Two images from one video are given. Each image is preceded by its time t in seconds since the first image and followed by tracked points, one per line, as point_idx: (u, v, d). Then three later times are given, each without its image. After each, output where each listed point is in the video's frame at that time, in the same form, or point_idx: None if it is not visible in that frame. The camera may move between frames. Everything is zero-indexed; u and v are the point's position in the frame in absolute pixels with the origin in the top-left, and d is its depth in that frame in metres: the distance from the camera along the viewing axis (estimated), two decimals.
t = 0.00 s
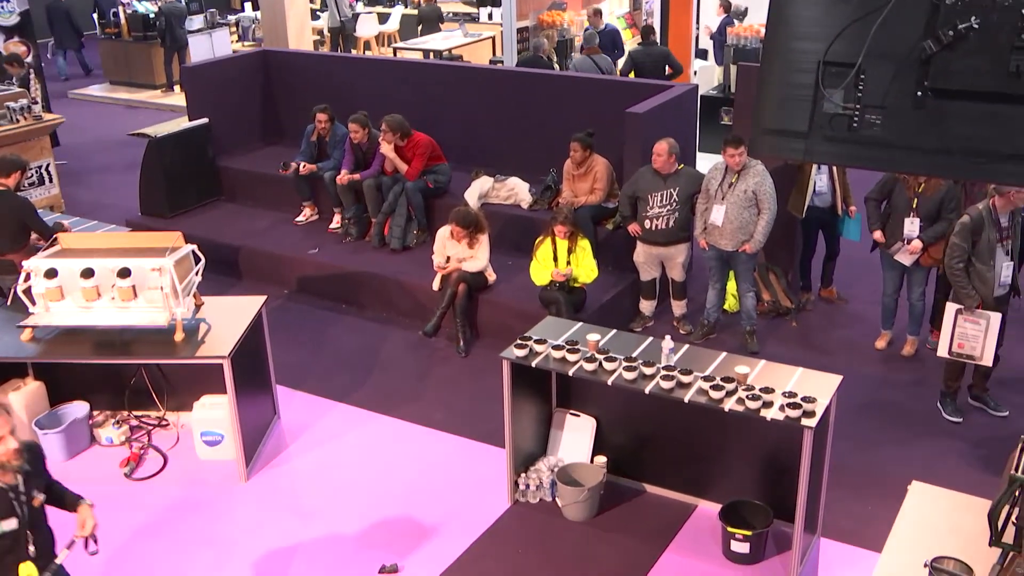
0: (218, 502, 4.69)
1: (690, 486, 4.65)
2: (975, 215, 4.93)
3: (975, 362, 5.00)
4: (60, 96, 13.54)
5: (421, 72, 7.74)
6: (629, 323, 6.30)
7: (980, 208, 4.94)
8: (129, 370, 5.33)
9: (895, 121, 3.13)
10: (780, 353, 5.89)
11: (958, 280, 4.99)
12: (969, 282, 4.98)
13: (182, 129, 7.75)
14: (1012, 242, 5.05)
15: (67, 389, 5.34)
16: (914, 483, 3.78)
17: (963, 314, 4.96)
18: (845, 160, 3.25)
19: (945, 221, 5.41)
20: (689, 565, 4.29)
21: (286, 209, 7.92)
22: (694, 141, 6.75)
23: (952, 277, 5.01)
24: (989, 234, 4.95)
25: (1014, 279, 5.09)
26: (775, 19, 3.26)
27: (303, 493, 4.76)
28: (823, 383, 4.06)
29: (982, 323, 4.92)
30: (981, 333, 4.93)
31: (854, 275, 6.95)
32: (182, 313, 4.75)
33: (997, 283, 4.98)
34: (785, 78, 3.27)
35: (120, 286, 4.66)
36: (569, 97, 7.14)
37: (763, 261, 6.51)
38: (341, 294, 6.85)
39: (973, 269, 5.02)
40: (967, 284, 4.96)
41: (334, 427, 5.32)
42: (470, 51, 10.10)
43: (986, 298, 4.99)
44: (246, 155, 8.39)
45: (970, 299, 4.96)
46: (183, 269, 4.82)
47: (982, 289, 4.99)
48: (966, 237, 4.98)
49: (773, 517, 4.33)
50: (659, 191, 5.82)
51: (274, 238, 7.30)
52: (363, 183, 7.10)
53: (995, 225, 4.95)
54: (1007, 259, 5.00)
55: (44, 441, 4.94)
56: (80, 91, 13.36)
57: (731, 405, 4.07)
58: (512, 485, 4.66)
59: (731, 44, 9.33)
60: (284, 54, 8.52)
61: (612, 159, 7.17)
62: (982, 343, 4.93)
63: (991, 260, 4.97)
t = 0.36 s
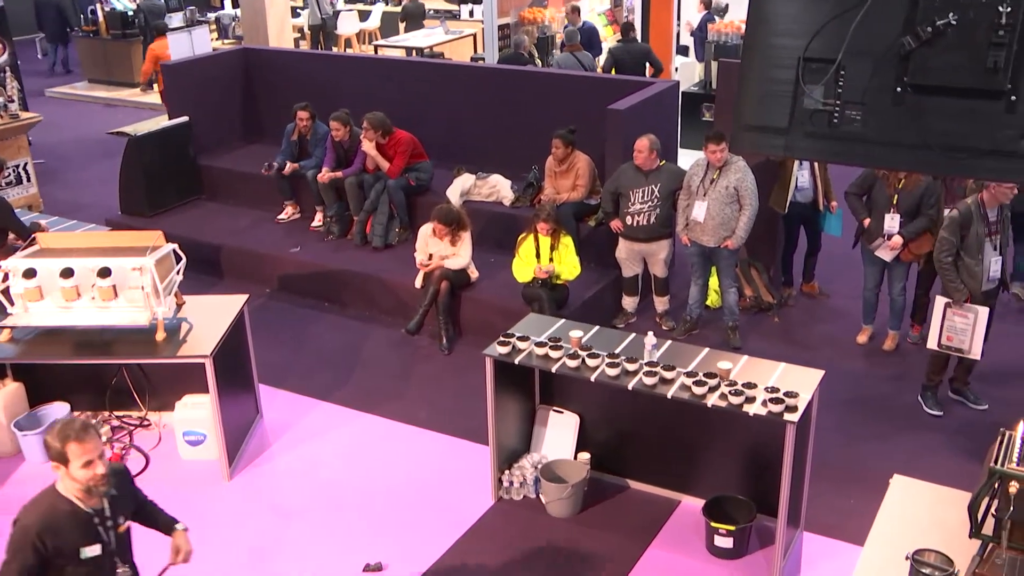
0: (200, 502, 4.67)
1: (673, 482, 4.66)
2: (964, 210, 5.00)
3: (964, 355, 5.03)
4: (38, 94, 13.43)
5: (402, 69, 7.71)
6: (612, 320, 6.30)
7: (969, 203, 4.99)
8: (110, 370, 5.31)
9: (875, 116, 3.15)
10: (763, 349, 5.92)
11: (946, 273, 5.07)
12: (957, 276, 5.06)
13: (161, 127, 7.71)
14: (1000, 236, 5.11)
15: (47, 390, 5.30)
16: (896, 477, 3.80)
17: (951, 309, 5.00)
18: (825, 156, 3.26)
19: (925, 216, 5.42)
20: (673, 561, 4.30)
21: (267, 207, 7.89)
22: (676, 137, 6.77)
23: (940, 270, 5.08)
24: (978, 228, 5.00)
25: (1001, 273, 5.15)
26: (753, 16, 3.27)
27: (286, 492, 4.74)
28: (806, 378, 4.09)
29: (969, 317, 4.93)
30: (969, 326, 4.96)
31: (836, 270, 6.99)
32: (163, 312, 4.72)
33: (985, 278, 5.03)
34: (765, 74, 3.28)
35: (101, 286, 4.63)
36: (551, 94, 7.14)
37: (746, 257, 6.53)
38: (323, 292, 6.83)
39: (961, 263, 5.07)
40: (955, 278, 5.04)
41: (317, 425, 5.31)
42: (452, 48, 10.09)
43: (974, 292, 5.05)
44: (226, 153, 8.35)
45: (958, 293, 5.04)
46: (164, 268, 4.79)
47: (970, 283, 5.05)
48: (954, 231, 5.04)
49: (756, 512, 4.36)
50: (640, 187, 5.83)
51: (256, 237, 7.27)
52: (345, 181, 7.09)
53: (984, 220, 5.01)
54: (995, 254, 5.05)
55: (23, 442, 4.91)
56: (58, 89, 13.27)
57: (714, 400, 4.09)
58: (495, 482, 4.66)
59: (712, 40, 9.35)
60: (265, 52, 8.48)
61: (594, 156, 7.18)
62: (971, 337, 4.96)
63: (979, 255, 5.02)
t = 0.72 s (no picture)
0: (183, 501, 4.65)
1: (655, 477, 4.68)
2: (954, 203, 5.01)
3: (955, 347, 4.95)
4: (14, 92, 13.32)
5: (383, 66, 7.69)
6: (594, 316, 6.31)
7: (959, 196, 5.02)
8: (90, 370, 5.27)
9: (855, 112, 3.16)
10: (745, 344, 5.94)
11: (934, 266, 5.10)
12: (945, 269, 5.10)
13: (140, 126, 7.66)
14: (988, 231, 5.16)
15: (25, 391, 5.26)
16: (878, 470, 3.82)
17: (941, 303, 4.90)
18: (806, 151, 3.28)
19: (904, 211, 5.48)
20: (656, 556, 4.31)
21: (248, 205, 7.85)
22: (656, 134, 6.79)
23: (928, 263, 5.12)
24: (966, 222, 5.04)
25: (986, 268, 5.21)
26: (733, 12, 3.27)
27: (270, 491, 4.73)
28: (787, 372, 4.11)
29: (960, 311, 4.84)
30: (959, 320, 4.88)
31: (816, 265, 7.03)
32: (144, 312, 4.69)
33: (972, 272, 5.08)
34: (745, 70, 3.29)
35: (80, 286, 4.60)
36: (531, 90, 7.14)
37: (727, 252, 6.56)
38: (305, 290, 6.80)
39: (949, 256, 5.11)
40: (943, 270, 5.09)
41: (300, 424, 5.30)
42: (433, 45, 10.07)
43: (962, 285, 5.10)
44: (206, 151, 8.31)
45: (945, 286, 5.08)
46: (144, 267, 4.76)
47: (958, 277, 5.09)
48: (943, 223, 5.06)
49: (739, 506, 4.38)
50: (622, 184, 5.84)
51: (237, 235, 7.24)
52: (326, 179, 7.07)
53: (973, 214, 5.05)
54: (982, 248, 5.12)
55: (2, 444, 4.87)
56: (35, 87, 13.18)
57: (697, 395, 4.11)
58: (479, 479, 4.66)
59: (692, 36, 9.38)
60: (244, 49, 8.44)
61: (575, 152, 7.19)
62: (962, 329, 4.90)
63: (967, 248, 5.07)
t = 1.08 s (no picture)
0: (165, 501, 4.63)
1: (638, 473, 4.69)
2: (932, 198, 5.07)
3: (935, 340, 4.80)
4: None
5: (364, 63, 7.67)
6: (576, 313, 6.31)
7: (938, 191, 5.07)
8: (70, 370, 5.24)
9: (835, 107, 3.15)
10: (727, 340, 5.95)
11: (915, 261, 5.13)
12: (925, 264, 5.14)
13: (119, 124, 7.62)
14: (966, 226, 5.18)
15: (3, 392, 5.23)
16: (859, 464, 3.85)
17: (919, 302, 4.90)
18: (787, 147, 3.27)
19: (885, 205, 5.51)
20: (640, 551, 4.32)
21: (229, 203, 7.82)
22: (637, 130, 6.80)
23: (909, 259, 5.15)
24: (945, 217, 5.08)
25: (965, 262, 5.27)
26: (712, 9, 3.25)
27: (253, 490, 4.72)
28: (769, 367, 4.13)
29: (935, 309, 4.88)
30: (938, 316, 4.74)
31: (797, 260, 7.05)
32: (125, 311, 4.67)
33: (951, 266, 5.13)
34: (725, 66, 3.27)
35: (59, 286, 4.58)
36: (512, 87, 7.14)
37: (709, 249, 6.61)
38: (287, 289, 6.78)
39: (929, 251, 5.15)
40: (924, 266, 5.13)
41: (283, 423, 5.28)
42: (413, 42, 10.04)
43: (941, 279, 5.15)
44: (185, 150, 8.27)
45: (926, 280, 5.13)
46: (124, 266, 4.74)
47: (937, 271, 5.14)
48: (923, 219, 5.11)
49: (722, 501, 4.39)
50: (603, 180, 5.84)
51: (218, 233, 7.20)
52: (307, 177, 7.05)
53: (951, 209, 5.09)
54: (961, 243, 5.16)
55: None
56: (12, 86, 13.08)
57: (679, 391, 4.12)
58: (462, 476, 4.67)
59: (673, 33, 9.39)
60: (224, 46, 8.40)
61: (556, 149, 7.18)
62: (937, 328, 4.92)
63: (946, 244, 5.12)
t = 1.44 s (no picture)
0: (147, 502, 4.60)
1: (621, 468, 4.70)
2: (908, 196, 5.08)
3: (907, 338, 5.20)
4: None
5: (345, 60, 7.65)
6: (559, 309, 6.31)
7: (913, 189, 5.08)
8: (49, 370, 5.21)
9: (815, 102, 3.11)
10: (709, 335, 5.97)
11: (893, 259, 5.13)
12: (903, 262, 5.14)
13: (97, 122, 7.57)
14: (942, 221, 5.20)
15: None
16: (841, 457, 3.86)
17: (898, 292, 5.17)
18: (768, 143, 3.21)
19: (864, 201, 5.53)
20: (624, 547, 4.33)
21: (210, 202, 7.78)
22: (618, 126, 6.81)
23: (887, 258, 5.15)
24: (921, 214, 5.09)
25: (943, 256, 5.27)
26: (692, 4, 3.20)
27: (236, 490, 4.70)
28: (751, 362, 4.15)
29: (915, 300, 5.12)
30: (914, 310, 5.13)
31: (777, 255, 7.08)
32: (105, 311, 4.64)
33: (929, 262, 5.14)
34: (704, 63, 3.22)
35: (38, 286, 4.55)
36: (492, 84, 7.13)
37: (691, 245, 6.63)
38: (269, 287, 6.75)
39: (907, 249, 5.16)
40: (902, 264, 5.12)
41: (265, 422, 5.26)
42: (394, 39, 10.02)
43: (920, 275, 5.16)
44: (165, 148, 8.22)
45: (904, 277, 5.12)
46: (104, 266, 4.71)
47: (914, 268, 5.15)
48: (899, 217, 5.12)
49: (705, 496, 4.41)
50: (585, 176, 5.84)
51: (199, 232, 7.17)
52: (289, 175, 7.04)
53: (927, 206, 5.10)
54: (938, 238, 5.16)
55: None
56: None
57: (662, 386, 4.13)
58: (446, 474, 4.66)
59: (653, 29, 9.41)
60: (203, 44, 8.35)
61: (538, 146, 7.18)
62: (915, 320, 5.14)
63: (923, 240, 5.12)
